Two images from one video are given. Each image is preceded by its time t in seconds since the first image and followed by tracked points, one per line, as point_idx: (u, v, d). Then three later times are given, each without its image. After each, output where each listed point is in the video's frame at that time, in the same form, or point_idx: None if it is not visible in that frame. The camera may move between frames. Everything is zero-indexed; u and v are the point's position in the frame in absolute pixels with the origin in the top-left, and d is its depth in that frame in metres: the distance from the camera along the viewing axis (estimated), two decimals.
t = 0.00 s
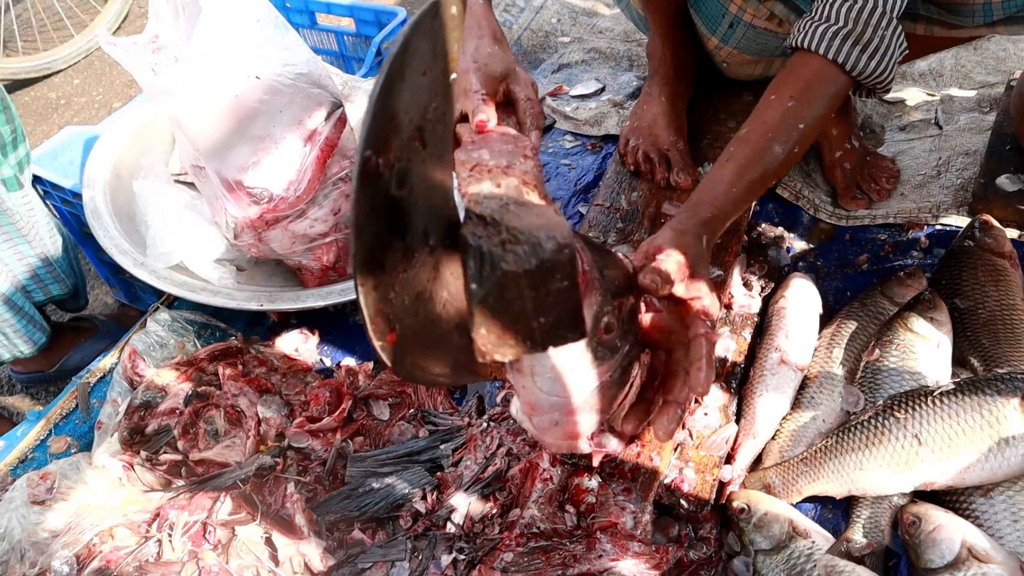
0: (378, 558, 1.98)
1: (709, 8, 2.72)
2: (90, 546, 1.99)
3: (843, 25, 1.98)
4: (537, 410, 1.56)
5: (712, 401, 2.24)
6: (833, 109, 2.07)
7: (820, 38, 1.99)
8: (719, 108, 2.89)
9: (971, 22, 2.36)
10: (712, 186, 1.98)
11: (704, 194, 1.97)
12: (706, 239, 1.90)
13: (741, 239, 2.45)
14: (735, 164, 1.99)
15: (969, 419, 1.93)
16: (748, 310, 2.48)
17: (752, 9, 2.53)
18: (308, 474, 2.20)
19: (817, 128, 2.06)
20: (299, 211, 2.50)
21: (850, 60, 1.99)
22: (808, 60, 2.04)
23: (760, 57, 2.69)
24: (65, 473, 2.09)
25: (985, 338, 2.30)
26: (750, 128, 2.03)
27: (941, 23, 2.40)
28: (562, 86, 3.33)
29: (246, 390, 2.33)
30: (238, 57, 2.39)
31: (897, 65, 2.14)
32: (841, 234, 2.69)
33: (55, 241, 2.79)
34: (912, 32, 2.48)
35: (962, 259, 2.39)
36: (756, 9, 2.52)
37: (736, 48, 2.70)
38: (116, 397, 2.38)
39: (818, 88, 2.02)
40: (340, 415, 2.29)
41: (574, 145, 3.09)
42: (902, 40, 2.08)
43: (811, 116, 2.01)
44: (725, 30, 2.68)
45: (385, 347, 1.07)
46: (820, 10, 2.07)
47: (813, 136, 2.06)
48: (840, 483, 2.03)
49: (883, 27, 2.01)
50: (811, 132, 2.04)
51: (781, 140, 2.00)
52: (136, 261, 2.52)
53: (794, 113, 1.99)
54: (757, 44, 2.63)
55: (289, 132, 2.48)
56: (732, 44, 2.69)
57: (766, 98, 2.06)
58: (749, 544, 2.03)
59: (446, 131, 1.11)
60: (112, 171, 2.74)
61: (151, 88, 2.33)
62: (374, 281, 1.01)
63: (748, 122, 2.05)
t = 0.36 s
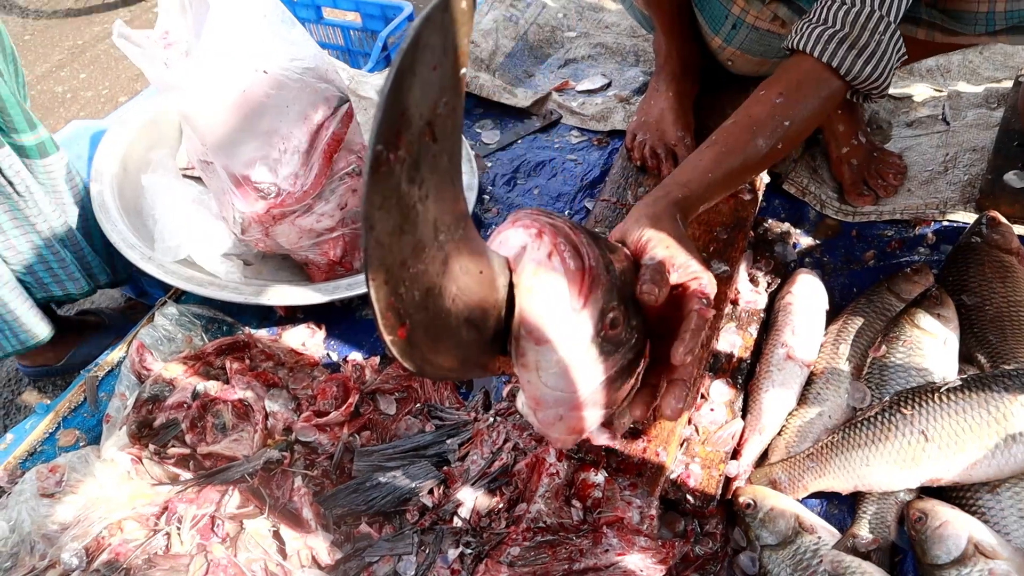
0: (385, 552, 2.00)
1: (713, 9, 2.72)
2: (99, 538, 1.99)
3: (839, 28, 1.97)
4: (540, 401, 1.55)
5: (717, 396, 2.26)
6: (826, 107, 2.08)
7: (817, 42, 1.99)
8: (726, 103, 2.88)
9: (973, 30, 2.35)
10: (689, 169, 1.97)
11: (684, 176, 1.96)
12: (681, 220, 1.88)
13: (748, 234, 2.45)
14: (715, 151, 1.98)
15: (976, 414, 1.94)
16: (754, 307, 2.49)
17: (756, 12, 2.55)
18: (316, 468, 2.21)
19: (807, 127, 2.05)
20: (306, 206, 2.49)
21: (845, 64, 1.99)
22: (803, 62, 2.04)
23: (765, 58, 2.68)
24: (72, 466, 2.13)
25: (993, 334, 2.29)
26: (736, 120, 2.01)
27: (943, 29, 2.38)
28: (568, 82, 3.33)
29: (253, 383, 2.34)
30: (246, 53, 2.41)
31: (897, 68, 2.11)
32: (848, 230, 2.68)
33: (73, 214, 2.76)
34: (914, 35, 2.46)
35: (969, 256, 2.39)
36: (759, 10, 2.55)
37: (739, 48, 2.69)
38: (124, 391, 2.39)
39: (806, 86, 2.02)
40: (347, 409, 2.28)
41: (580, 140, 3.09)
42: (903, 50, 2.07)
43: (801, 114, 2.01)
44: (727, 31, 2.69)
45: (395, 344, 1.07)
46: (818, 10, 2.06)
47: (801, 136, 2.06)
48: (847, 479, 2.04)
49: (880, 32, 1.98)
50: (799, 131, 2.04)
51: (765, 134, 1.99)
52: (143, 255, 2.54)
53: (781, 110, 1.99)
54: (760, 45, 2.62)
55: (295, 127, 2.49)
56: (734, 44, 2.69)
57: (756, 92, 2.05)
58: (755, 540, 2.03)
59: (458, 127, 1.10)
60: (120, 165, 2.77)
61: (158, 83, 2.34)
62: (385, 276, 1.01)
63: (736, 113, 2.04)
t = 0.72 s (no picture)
0: (389, 552, 2.01)
1: (718, 4, 2.73)
2: (103, 538, 1.99)
3: (845, 17, 1.97)
4: (544, 400, 1.53)
5: (721, 397, 2.26)
6: (830, 100, 2.07)
7: (822, 30, 2.00)
8: (729, 103, 2.88)
9: (980, 23, 2.35)
10: (699, 163, 1.97)
11: (693, 170, 1.96)
12: (690, 218, 1.90)
13: (751, 235, 2.45)
14: (724, 144, 1.98)
15: (980, 415, 1.94)
16: (757, 308, 2.50)
17: (761, 5, 2.55)
18: (319, 468, 2.22)
19: (813, 119, 2.06)
20: (309, 207, 2.50)
21: (851, 52, 1.99)
22: (811, 52, 2.04)
23: (769, 55, 2.68)
24: (77, 465, 2.14)
25: (997, 335, 2.29)
26: (744, 113, 2.02)
27: (949, 23, 2.38)
28: (571, 82, 3.34)
29: (257, 383, 2.34)
30: (250, 53, 2.41)
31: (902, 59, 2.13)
32: (851, 231, 2.69)
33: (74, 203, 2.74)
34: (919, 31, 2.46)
35: (973, 257, 2.40)
36: (765, 4, 2.54)
37: (744, 44, 2.70)
38: (128, 391, 2.40)
39: (814, 77, 2.02)
40: (351, 409, 2.30)
41: (583, 141, 3.10)
42: (910, 38, 2.07)
43: (807, 106, 2.01)
44: (732, 27, 2.70)
45: (403, 344, 1.07)
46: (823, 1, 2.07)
47: (807, 129, 2.06)
48: (850, 479, 2.04)
49: (886, 20, 1.99)
50: (805, 123, 2.04)
51: (773, 126, 1.99)
52: (148, 255, 2.55)
53: (788, 101, 1.99)
54: (765, 40, 2.62)
55: (300, 127, 2.47)
56: (740, 40, 2.70)
57: (762, 85, 2.05)
58: (759, 540, 2.03)
59: (466, 128, 1.10)
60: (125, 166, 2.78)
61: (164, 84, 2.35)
62: (393, 276, 1.01)
63: (743, 107, 2.04)
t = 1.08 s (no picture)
0: (392, 550, 2.01)
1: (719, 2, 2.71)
2: (107, 538, 1.99)
3: (843, 12, 1.99)
4: (548, 408, 1.53)
5: (723, 394, 2.26)
6: (830, 96, 2.07)
7: (822, 26, 2.00)
8: (729, 100, 2.88)
9: (980, 23, 2.34)
10: (700, 159, 1.96)
11: (694, 166, 1.95)
12: (693, 217, 1.89)
13: (752, 232, 2.45)
14: (726, 140, 1.97)
15: (982, 410, 1.94)
16: (759, 304, 2.48)
17: (762, 4, 2.55)
18: (322, 467, 2.22)
19: (812, 115, 2.06)
20: (310, 206, 2.51)
21: (850, 47, 2.00)
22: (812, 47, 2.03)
23: (769, 54, 2.67)
24: (79, 466, 2.14)
25: (999, 331, 2.29)
26: (745, 108, 2.01)
27: (949, 23, 2.39)
28: (571, 80, 3.33)
29: (259, 382, 2.34)
30: (251, 52, 2.41)
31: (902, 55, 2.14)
32: (852, 227, 2.69)
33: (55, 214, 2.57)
34: (920, 30, 2.48)
35: (974, 252, 2.39)
36: (766, 4, 2.54)
37: (744, 43, 2.70)
38: (130, 391, 2.40)
39: (815, 72, 2.01)
40: (353, 408, 2.30)
41: (583, 138, 3.10)
42: (909, 35, 2.11)
43: (808, 102, 2.01)
44: (732, 25, 2.69)
45: (406, 342, 1.07)
46: None
47: (806, 124, 2.06)
48: (852, 475, 2.04)
49: (886, 15, 2.02)
50: (805, 119, 2.04)
51: (773, 122, 1.99)
52: (148, 254, 2.55)
53: (789, 97, 1.99)
54: (767, 40, 2.62)
55: (300, 126, 2.48)
56: (740, 39, 2.69)
57: (763, 80, 2.04)
58: (762, 537, 2.03)
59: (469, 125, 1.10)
60: (125, 165, 2.78)
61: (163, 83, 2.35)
62: (396, 273, 1.01)
63: (744, 102, 2.03)
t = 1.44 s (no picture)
0: (393, 550, 2.01)
1: (719, 5, 2.71)
2: (107, 539, 1.99)
3: (849, 17, 1.98)
4: (548, 410, 1.51)
5: (723, 393, 2.26)
6: (832, 98, 2.06)
7: (826, 31, 2.00)
8: (729, 100, 2.88)
9: (982, 24, 2.35)
10: (704, 164, 1.96)
11: (697, 172, 1.95)
12: (697, 221, 1.90)
13: (752, 231, 2.45)
14: (729, 144, 1.97)
15: (982, 409, 1.94)
16: (759, 304, 2.48)
17: (764, 8, 2.54)
18: (322, 467, 2.22)
19: (815, 118, 2.05)
20: (309, 206, 2.50)
21: (854, 52, 2.00)
22: (816, 50, 2.03)
23: (770, 54, 2.69)
24: (80, 467, 2.14)
25: (999, 330, 2.30)
26: (749, 111, 2.00)
27: (951, 23, 2.38)
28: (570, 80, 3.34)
29: (259, 383, 2.34)
30: (251, 53, 2.41)
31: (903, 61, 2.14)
32: (851, 226, 2.69)
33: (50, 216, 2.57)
34: (922, 31, 2.48)
35: (973, 252, 2.40)
36: (768, 7, 2.53)
37: (746, 45, 2.70)
38: (130, 392, 2.40)
39: (818, 75, 2.01)
40: (354, 408, 2.30)
41: (583, 138, 3.10)
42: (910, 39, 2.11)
43: (812, 106, 2.00)
44: (734, 29, 2.69)
45: (410, 344, 1.07)
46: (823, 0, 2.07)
47: (809, 128, 2.06)
48: (853, 474, 2.04)
49: (889, 22, 2.02)
50: (808, 123, 2.03)
51: (777, 126, 1.98)
52: (148, 255, 2.55)
53: (793, 101, 1.98)
54: (768, 42, 2.63)
55: (300, 127, 2.48)
56: (741, 41, 2.70)
57: (766, 82, 2.03)
58: (763, 536, 2.03)
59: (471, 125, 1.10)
60: (124, 167, 2.78)
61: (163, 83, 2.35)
62: (399, 274, 1.01)
63: (747, 105, 2.03)
